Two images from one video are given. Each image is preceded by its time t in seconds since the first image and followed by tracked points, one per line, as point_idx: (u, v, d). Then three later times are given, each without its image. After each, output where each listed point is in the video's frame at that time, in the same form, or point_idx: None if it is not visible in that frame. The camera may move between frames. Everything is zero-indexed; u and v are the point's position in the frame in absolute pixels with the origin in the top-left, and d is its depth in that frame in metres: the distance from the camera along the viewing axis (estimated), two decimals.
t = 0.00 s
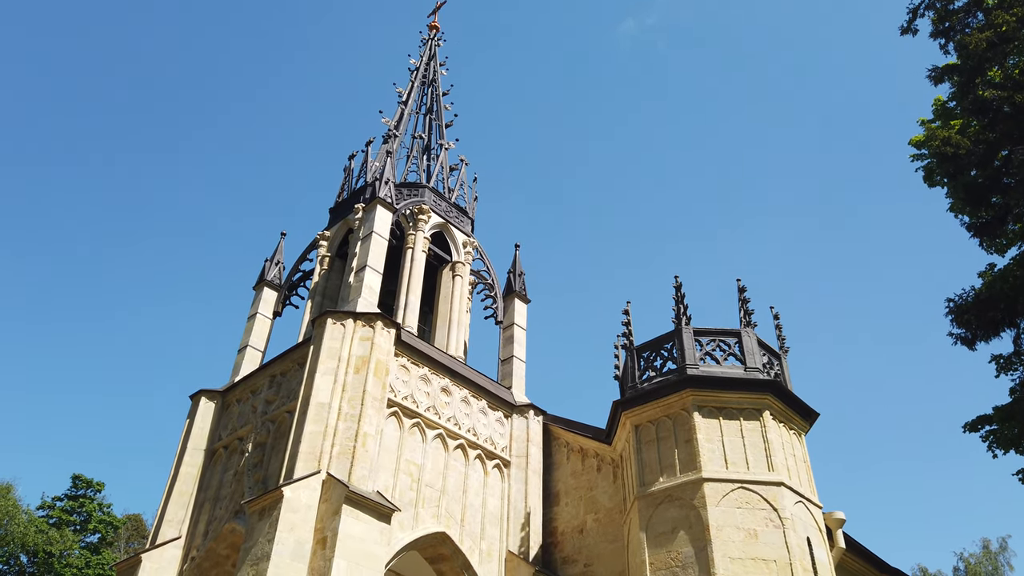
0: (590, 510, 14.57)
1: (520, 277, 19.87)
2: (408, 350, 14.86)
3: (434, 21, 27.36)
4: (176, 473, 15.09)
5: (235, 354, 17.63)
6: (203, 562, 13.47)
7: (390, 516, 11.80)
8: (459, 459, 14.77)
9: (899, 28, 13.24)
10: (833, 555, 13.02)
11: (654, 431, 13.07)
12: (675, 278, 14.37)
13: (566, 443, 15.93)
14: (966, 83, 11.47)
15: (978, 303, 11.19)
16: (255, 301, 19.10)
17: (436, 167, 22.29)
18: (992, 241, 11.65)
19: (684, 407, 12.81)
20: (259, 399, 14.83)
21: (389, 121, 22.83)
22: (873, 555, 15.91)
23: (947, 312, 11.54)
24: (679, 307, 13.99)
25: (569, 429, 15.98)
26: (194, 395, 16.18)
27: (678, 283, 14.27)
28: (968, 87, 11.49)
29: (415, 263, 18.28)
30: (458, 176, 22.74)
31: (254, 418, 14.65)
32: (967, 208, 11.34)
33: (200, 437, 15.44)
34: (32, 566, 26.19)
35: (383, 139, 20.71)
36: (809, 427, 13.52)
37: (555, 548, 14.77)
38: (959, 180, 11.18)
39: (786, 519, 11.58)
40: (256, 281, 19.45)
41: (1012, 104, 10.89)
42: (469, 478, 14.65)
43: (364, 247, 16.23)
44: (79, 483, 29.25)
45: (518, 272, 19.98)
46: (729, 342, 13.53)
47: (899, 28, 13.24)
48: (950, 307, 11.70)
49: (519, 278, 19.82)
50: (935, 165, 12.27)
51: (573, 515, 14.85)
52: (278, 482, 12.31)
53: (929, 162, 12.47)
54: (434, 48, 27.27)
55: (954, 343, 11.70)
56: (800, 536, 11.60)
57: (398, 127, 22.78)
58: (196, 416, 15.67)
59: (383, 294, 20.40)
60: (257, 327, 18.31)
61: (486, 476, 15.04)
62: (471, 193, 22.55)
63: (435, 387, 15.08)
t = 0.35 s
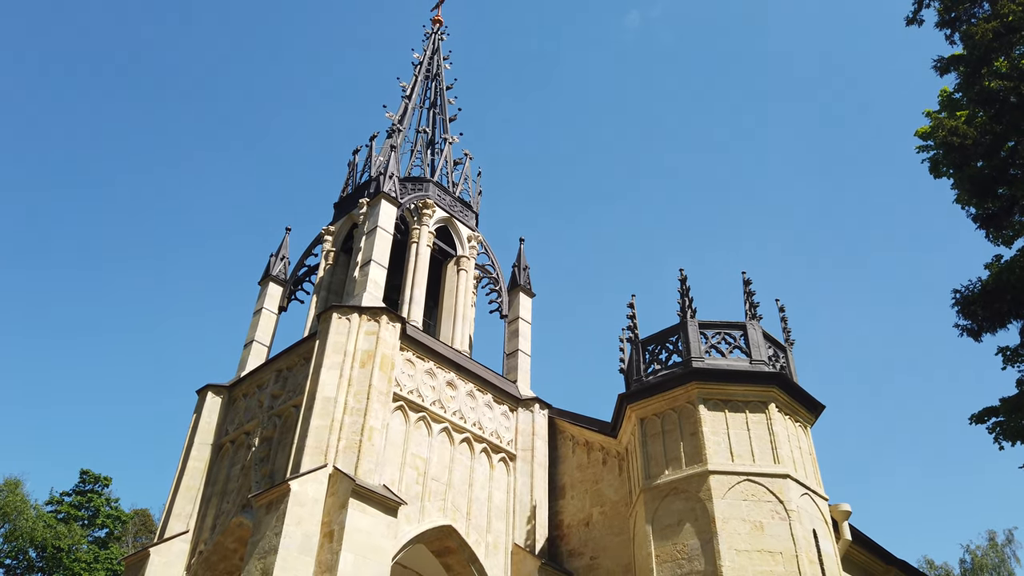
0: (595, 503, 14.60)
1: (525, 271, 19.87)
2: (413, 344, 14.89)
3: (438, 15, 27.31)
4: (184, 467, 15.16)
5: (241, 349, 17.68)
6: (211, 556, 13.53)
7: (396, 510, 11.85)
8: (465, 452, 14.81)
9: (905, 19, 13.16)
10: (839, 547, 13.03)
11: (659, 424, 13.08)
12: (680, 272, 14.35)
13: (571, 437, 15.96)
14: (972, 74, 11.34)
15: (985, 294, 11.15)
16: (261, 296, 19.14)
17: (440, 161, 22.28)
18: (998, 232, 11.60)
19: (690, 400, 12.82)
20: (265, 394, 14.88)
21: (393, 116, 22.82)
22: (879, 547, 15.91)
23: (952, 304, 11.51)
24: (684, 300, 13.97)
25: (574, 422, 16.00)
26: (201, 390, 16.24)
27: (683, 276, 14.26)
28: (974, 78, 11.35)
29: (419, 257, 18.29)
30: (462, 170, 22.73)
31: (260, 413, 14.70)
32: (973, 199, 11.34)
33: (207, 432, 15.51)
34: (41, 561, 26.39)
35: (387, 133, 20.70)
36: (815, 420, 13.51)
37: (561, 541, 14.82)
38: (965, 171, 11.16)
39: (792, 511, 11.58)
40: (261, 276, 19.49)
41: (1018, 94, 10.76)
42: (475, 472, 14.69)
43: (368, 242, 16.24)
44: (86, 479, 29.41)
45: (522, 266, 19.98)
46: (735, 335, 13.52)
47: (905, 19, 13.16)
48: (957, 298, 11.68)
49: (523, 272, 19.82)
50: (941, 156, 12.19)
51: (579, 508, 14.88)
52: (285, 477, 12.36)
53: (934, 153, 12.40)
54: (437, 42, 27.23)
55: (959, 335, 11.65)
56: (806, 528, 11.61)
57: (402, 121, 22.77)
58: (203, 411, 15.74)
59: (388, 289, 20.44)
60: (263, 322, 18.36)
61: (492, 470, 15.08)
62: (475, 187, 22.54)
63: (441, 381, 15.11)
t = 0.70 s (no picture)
0: (601, 496, 14.62)
1: (529, 265, 19.86)
2: (418, 339, 14.90)
3: (442, 9, 27.25)
4: (191, 462, 15.24)
5: (247, 344, 17.73)
6: (218, 550, 13.57)
7: (402, 503, 11.89)
8: (471, 446, 14.84)
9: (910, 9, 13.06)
10: (845, 539, 13.04)
11: (665, 417, 13.09)
12: (685, 265, 14.32)
13: (576, 430, 15.98)
14: (978, 65, 11.34)
15: (991, 286, 11.09)
16: (266, 291, 19.17)
17: (444, 156, 22.26)
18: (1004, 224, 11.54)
19: (695, 393, 12.81)
20: (271, 388, 14.92)
21: (396, 110, 22.80)
22: (884, 539, 15.91)
23: (958, 295, 11.48)
24: (690, 293, 13.95)
25: (579, 416, 16.01)
26: (207, 385, 16.29)
27: (688, 270, 14.24)
28: (980, 68, 11.35)
29: (424, 251, 18.29)
30: (466, 164, 22.72)
31: (266, 407, 14.74)
32: (979, 190, 11.30)
33: (213, 427, 15.57)
34: (49, 556, 26.57)
35: (391, 128, 20.69)
36: (821, 412, 13.50)
37: (566, 534, 14.85)
38: (970, 162, 11.10)
39: (797, 504, 11.58)
40: (266, 272, 19.51)
41: None
42: (480, 465, 14.72)
43: (373, 237, 16.25)
44: (93, 474, 29.56)
45: (527, 260, 19.97)
46: (740, 328, 13.50)
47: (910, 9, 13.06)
48: (962, 289, 11.64)
49: (528, 266, 19.81)
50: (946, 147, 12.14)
51: (585, 501, 14.91)
52: (291, 471, 12.40)
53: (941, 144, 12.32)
54: (441, 36, 27.19)
55: (965, 326, 11.65)
56: (811, 520, 11.61)
57: (406, 115, 22.75)
58: (209, 406, 15.80)
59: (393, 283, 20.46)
60: (268, 317, 18.39)
61: (498, 463, 15.11)
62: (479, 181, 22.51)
63: (446, 375, 15.14)
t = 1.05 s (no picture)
0: (606, 488, 14.64)
1: (533, 259, 19.84)
2: (422, 332, 14.91)
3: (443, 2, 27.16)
4: (196, 456, 15.29)
5: (252, 339, 17.76)
6: (224, 543, 13.62)
7: (408, 497, 11.93)
8: (475, 439, 14.86)
9: None
10: (850, 531, 13.05)
11: (669, 409, 13.09)
12: (689, 257, 14.28)
13: (581, 423, 15.99)
14: (984, 54, 11.24)
15: (998, 277, 11.05)
16: (270, 286, 19.19)
17: (447, 149, 22.23)
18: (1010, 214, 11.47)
19: (699, 385, 12.80)
20: (276, 383, 14.95)
21: (399, 104, 22.77)
22: (889, 530, 15.90)
23: (964, 287, 11.43)
24: (694, 285, 13.92)
25: (584, 409, 16.02)
26: (212, 380, 16.34)
27: (692, 262, 14.20)
28: (985, 57, 11.27)
29: (428, 245, 18.28)
30: (469, 157, 22.68)
31: (271, 401, 14.78)
32: (986, 180, 11.23)
33: (219, 421, 15.62)
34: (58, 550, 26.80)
35: (394, 122, 20.66)
36: (826, 404, 13.48)
37: (571, 527, 14.89)
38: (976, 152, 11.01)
39: (803, 495, 11.58)
40: (270, 266, 19.52)
41: None
42: (485, 458, 14.74)
43: (376, 231, 16.24)
44: (99, 468, 29.69)
45: (530, 254, 19.95)
46: (744, 320, 13.48)
47: None
48: (968, 280, 11.60)
49: (532, 259, 19.79)
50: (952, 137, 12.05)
51: (589, 494, 14.93)
52: (296, 465, 12.44)
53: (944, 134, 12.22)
54: (443, 29, 27.11)
55: (971, 317, 11.60)
56: (816, 512, 11.61)
57: (408, 109, 22.73)
58: (214, 400, 15.85)
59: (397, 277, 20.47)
60: (272, 311, 18.42)
61: (502, 456, 15.13)
62: (482, 174, 22.47)
63: (450, 368, 15.15)
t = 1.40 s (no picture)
0: (610, 478, 14.65)
1: (536, 249, 19.79)
2: (426, 323, 14.90)
3: None
4: (201, 448, 15.33)
5: (256, 330, 17.77)
6: (230, 534, 13.66)
7: (412, 487, 11.94)
8: (479, 430, 14.87)
9: None
10: (855, 519, 13.04)
11: (673, 399, 13.07)
12: (693, 246, 14.22)
13: (585, 413, 15.99)
14: (989, 41, 11.25)
15: (1004, 265, 10.97)
16: (273, 277, 19.19)
17: (449, 139, 22.16)
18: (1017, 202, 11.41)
19: (703, 374, 12.78)
20: (280, 374, 14.97)
21: (401, 94, 22.69)
22: (895, 518, 15.89)
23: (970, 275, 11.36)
24: (698, 274, 13.87)
25: (588, 399, 16.01)
26: (216, 371, 16.36)
27: (696, 251, 14.14)
28: (991, 44, 11.26)
29: (431, 236, 18.25)
30: (472, 148, 22.61)
31: (275, 392, 14.80)
32: (991, 167, 11.16)
33: (223, 413, 15.65)
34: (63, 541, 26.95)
35: (396, 112, 20.59)
36: (830, 393, 13.45)
37: (576, 516, 14.91)
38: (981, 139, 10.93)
39: (807, 484, 11.57)
40: (273, 258, 19.51)
41: None
42: (489, 448, 14.76)
43: (379, 221, 16.21)
44: (104, 460, 29.81)
45: (534, 244, 19.90)
46: (749, 309, 13.43)
47: None
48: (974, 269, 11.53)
49: (535, 250, 19.74)
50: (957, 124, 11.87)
51: (594, 483, 14.94)
52: (301, 455, 12.45)
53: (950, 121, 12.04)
54: (444, 19, 26.99)
55: (976, 305, 11.55)
56: (821, 501, 11.59)
57: (411, 99, 22.65)
58: (219, 391, 15.88)
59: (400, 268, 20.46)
60: (276, 303, 18.42)
61: (507, 446, 15.14)
62: (485, 165, 22.41)
63: (454, 359, 15.14)
